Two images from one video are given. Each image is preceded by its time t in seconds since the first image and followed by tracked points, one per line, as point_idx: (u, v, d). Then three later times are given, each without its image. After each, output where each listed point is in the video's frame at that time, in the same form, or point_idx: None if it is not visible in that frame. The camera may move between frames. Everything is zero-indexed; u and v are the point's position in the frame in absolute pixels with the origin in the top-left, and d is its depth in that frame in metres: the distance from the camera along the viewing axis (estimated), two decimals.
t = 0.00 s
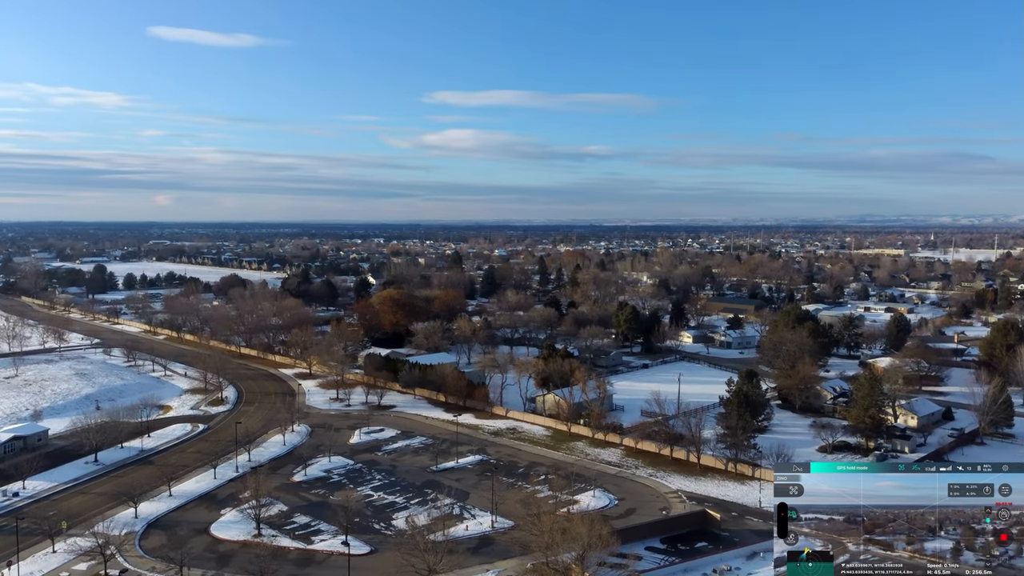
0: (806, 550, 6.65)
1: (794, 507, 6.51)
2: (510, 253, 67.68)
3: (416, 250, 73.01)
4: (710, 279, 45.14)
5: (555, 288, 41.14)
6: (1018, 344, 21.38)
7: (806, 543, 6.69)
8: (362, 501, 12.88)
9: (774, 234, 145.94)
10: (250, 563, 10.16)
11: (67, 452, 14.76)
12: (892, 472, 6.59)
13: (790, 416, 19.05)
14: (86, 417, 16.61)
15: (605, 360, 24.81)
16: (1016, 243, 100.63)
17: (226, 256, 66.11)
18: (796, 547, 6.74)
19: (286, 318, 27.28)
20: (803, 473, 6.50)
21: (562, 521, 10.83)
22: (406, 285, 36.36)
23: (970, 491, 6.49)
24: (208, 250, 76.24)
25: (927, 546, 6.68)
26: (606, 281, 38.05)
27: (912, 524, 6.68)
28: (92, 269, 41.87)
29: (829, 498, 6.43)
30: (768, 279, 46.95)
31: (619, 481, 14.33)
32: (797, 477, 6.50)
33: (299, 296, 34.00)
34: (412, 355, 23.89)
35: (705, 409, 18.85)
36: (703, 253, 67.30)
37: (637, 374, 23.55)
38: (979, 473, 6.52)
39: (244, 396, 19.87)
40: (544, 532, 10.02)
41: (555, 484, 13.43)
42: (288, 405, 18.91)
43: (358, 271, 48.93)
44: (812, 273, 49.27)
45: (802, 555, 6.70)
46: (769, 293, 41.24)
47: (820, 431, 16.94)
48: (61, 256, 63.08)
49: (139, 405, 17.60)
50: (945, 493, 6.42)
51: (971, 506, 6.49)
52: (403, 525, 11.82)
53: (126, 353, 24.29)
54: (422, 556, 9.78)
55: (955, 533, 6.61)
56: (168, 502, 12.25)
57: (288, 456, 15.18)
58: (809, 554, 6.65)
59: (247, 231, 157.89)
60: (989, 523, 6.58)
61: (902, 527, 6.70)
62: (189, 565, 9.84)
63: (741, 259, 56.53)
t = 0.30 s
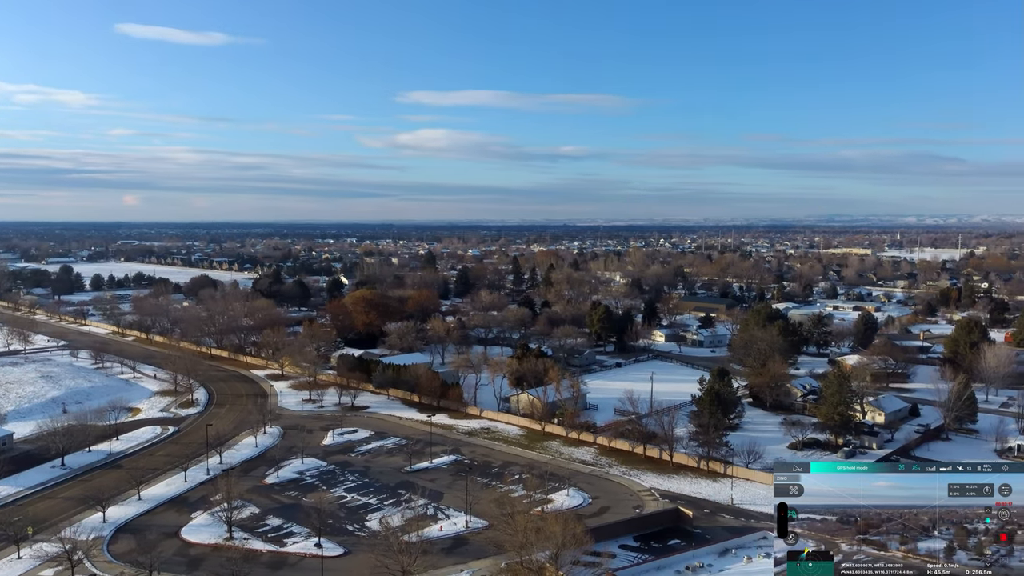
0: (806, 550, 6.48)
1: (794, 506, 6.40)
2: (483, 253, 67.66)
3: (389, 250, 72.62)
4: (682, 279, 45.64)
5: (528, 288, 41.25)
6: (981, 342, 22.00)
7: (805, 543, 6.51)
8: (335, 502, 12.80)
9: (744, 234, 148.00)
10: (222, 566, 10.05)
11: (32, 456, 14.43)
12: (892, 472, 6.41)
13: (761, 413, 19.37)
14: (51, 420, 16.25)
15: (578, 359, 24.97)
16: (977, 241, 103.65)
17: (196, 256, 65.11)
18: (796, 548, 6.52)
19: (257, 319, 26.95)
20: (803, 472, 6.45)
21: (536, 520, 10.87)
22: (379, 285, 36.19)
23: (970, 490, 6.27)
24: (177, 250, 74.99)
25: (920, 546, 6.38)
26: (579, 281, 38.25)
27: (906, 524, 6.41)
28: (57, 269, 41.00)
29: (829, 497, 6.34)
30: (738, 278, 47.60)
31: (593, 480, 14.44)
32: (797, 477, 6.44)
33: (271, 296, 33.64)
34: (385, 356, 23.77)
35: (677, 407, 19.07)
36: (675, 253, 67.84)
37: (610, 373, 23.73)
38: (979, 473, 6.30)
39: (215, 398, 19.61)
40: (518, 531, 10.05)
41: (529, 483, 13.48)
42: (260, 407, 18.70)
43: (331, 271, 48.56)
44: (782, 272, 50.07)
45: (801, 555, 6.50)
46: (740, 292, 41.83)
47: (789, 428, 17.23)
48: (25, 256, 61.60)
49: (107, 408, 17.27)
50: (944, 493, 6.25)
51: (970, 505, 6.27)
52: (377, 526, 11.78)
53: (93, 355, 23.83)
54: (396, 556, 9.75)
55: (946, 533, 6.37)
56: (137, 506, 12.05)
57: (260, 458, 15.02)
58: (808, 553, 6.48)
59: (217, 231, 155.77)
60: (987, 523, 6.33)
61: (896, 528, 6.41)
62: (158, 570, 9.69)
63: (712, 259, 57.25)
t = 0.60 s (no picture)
0: (806, 550, 6.47)
1: (794, 506, 6.45)
2: (457, 253, 67.43)
3: (362, 250, 72.12)
4: (655, 278, 46.06)
5: (502, 288, 41.29)
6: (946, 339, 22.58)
7: (806, 543, 6.50)
8: (308, 505, 12.72)
9: (716, 234, 149.76)
10: (193, 570, 9.92)
11: None
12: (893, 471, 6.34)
13: (733, 411, 19.66)
14: (16, 425, 15.88)
15: (552, 359, 25.09)
16: (942, 241, 106.21)
17: (164, 257, 64.00)
18: (796, 547, 6.56)
19: (228, 320, 26.59)
20: (803, 472, 6.46)
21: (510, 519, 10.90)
22: (352, 286, 35.96)
23: (969, 491, 6.19)
24: (145, 250, 73.59)
25: (914, 546, 6.38)
26: (553, 281, 38.40)
27: (901, 525, 6.40)
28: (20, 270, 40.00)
29: (830, 496, 6.34)
30: (710, 278, 48.17)
31: (567, 479, 14.54)
32: (797, 477, 6.46)
33: (242, 297, 33.19)
34: (359, 357, 23.63)
35: (650, 406, 19.26)
36: (647, 253, 68.04)
37: (584, 373, 23.89)
38: (978, 473, 6.21)
39: (185, 400, 19.31)
40: (492, 531, 10.07)
41: (503, 483, 13.51)
42: (231, 409, 18.48)
43: (303, 271, 48.09)
44: (753, 271, 50.75)
45: (801, 555, 6.51)
46: (711, 291, 42.35)
47: (760, 426, 17.54)
48: None
49: (73, 412, 16.91)
50: (944, 493, 6.17)
51: (970, 505, 6.19)
52: (350, 528, 11.72)
53: (59, 358, 23.31)
54: (370, 558, 9.71)
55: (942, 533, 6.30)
56: (105, 511, 11.83)
57: (232, 461, 14.85)
58: (809, 553, 6.47)
59: (188, 231, 153.42)
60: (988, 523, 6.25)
61: (891, 527, 6.42)
62: None
63: (684, 258, 57.85)
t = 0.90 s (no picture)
0: (806, 550, 6.32)
1: (794, 506, 6.32)
2: (430, 252, 67.18)
3: (335, 250, 71.56)
4: (628, 278, 46.42)
5: (476, 288, 41.27)
6: (913, 337, 23.08)
7: (806, 543, 6.34)
8: (281, 507, 12.61)
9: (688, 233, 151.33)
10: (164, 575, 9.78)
11: None
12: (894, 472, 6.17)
13: (705, 409, 19.92)
14: None
15: (526, 359, 25.17)
16: (907, 239, 108.67)
17: (132, 257, 62.83)
18: (797, 548, 6.42)
19: (199, 321, 26.19)
20: (803, 472, 6.33)
21: (484, 519, 10.91)
22: (325, 286, 35.67)
23: (970, 490, 6.08)
24: (112, 250, 72.11)
25: (906, 546, 6.29)
26: (527, 280, 38.49)
27: (893, 524, 6.29)
28: None
29: (829, 497, 6.16)
30: (682, 277, 48.68)
31: (541, 478, 14.60)
32: (797, 477, 6.34)
33: (213, 298, 32.71)
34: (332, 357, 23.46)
35: (624, 405, 19.43)
36: (620, 253, 67.74)
37: (558, 372, 24.01)
38: (978, 472, 6.12)
39: (155, 403, 19.00)
40: (467, 531, 10.07)
41: (478, 484, 13.52)
42: (203, 411, 18.23)
43: (275, 271, 47.58)
44: (724, 270, 51.41)
45: (801, 555, 6.39)
46: (683, 290, 42.81)
47: (732, 423, 17.81)
48: None
49: (40, 415, 16.54)
50: (944, 493, 6.06)
51: (971, 505, 6.07)
52: (324, 530, 11.65)
53: (23, 361, 22.77)
54: (344, 560, 9.65)
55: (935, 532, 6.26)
56: (73, 516, 11.61)
57: (203, 463, 14.65)
58: (809, 553, 6.32)
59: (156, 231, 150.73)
60: (989, 523, 6.15)
61: (883, 528, 6.29)
62: None
63: (657, 258, 58.40)
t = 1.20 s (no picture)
0: (807, 550, 6.22)
1: (794, 507, 6.23)
2: (404, 252, 66.82)
3: (308, 250, 70.92)
4: (601, 278, 46.70)
5: (450, 288, 41.19)
6: (880, 335, 23.58)
7: (807, 544, 6.26)
8: (254, 509, 12.49)
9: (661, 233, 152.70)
10: None
11: None
12: (895, 472, 6.11)
13: (678, 408, 20.14)
14: None
15: (500, 358, 25.21)
16: (874, 239, 111.04)
17: (100, 258, 61.62)
18: (796, 548, 6.25)
19: (169, 322, 25.75)
20: (803, 472, 6.26)
21: (458, 520, 10.91)
22: (297, 287, 35.31)
23: (970, 491, 6.01)
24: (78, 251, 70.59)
25: (901, 546, 6.17)
26: (501, 280, 38.53)
27: (888, 524, 6.16)
28: None
29: (831, 497, 6.15)
30: (655, 277, 49.12)
31: (516, 477, 14.66)
32: (797, 476, 6.26)
33: (183, 299, 32.15)
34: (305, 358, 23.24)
35: (598, 404, 19.56)
36: (594, 253, 67.53)
37: (533, 372, 24.09)
38: (979, 473, 6.02)
39: (124, 405, 18.66)
40: (442, 531, 10.06)
41: (452, 484, 13.52)
42: (173, 413, 17.95)
43: (247, 272, 46.99)
44: (696, 270, 52.00)
45: (802, 556, 6.22)
46: (656, 290, 43.21)
47: (705, 422, 18.05)
48: None
49: (4, 419, 16.14)
50: (944, 494, 5.99)
51: (971, 507, 6.01)
52: (297, 532, 11.56)
53: None
54: (317, 562, 9.59)
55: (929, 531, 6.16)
56: (39, 522, 11.36)
57: (173, 467, 14.44)
58: (809, 553, 6.22)
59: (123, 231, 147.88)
60: (988, 524, 6.07)
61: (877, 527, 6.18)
62: None
63: (630, 257, 58.86)
